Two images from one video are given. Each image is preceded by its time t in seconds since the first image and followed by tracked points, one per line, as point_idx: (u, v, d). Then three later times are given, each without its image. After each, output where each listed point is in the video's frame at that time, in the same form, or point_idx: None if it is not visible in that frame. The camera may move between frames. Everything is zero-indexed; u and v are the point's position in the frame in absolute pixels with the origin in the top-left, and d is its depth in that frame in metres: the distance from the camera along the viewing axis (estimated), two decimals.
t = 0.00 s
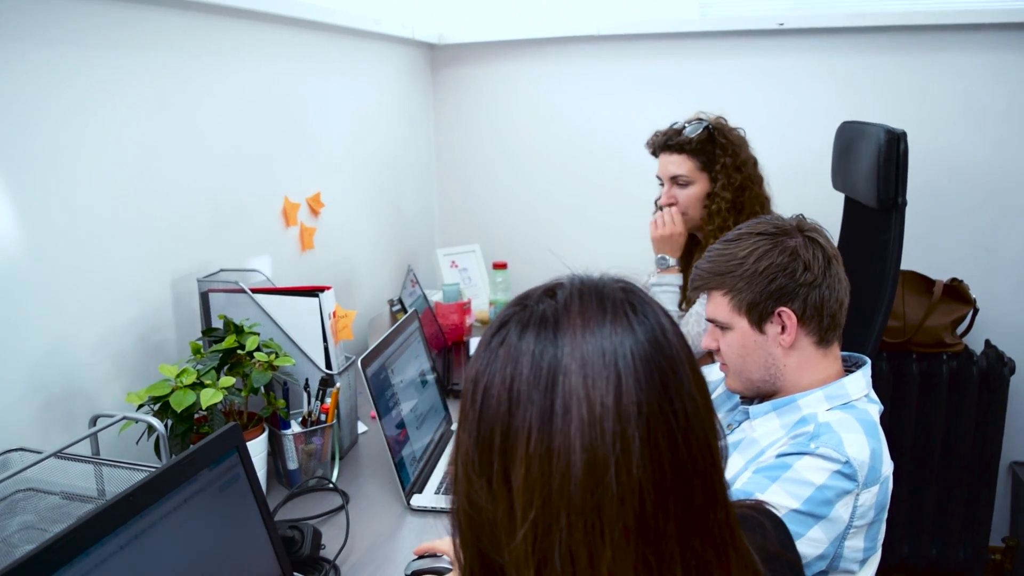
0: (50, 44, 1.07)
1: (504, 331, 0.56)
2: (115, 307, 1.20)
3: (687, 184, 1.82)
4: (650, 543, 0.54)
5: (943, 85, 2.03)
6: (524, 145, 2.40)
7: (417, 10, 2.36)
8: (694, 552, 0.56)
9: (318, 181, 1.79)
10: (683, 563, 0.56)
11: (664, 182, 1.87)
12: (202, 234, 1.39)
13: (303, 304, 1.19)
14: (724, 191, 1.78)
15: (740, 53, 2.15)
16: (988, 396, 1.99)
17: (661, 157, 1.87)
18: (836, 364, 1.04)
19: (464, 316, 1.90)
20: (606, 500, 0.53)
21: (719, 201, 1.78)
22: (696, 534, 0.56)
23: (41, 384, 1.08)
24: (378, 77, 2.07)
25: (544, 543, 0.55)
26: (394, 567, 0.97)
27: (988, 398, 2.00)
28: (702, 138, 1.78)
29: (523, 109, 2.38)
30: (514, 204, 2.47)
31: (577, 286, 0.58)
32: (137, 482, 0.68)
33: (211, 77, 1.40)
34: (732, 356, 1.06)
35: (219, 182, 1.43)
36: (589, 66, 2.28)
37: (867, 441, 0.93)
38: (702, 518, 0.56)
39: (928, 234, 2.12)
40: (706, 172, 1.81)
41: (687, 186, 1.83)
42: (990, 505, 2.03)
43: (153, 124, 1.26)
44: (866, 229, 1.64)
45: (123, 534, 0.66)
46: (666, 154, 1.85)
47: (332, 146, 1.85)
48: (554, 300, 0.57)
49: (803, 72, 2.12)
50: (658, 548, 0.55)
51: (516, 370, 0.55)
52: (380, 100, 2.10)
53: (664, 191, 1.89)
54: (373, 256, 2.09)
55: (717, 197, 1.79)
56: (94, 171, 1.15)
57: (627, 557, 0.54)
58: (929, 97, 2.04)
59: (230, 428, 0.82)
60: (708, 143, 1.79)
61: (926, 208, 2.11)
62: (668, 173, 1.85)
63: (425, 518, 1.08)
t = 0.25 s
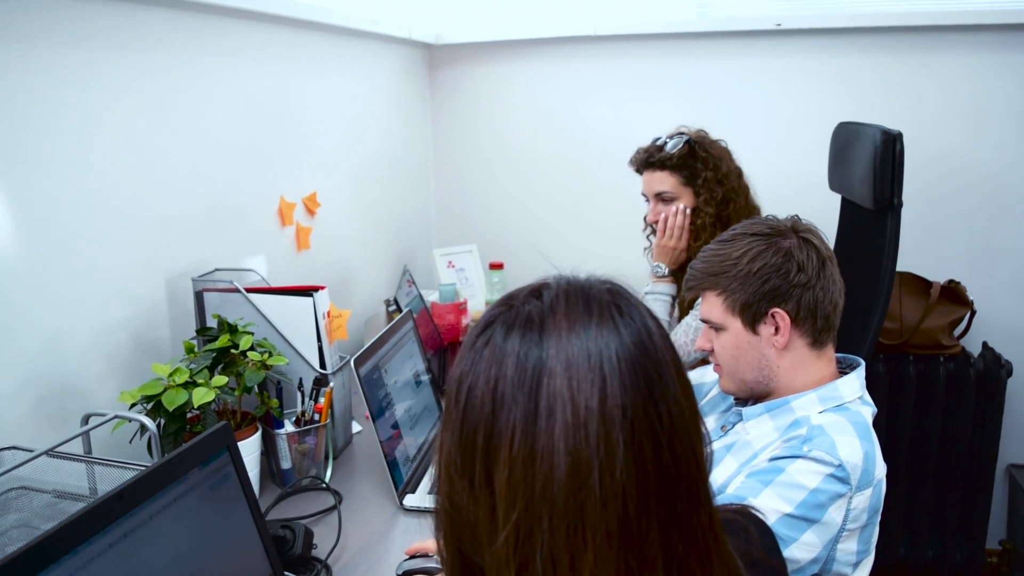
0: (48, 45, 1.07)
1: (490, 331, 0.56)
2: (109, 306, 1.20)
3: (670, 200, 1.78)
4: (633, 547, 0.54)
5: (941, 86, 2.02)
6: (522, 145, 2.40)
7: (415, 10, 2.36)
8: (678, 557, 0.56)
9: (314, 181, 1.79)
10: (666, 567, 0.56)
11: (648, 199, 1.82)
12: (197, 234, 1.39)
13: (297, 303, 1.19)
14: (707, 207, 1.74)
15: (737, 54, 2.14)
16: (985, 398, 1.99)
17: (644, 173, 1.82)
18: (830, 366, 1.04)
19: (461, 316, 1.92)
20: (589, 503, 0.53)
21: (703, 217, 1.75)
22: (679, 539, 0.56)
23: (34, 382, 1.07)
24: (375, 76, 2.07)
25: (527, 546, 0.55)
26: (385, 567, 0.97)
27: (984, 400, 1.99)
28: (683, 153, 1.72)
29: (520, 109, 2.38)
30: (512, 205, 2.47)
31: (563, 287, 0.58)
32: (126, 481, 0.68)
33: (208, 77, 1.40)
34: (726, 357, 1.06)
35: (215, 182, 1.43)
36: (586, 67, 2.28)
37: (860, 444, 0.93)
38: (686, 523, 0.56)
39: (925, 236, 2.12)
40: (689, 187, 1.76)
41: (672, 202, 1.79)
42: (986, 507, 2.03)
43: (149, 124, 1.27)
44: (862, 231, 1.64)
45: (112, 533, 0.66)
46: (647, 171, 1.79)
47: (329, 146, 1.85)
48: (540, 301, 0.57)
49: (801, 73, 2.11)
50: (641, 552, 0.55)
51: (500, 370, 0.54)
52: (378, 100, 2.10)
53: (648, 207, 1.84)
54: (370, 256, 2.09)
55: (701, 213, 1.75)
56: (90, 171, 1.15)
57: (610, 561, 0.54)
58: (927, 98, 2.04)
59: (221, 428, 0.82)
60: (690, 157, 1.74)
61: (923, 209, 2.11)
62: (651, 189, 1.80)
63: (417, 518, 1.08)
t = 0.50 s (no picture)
0: (47, 47, 1.07)
1: (478, 339, 0.56)
2: (106, 309, 1.20)
3: (665, 210, 1.77)
4: (622, 557, 0.54)
5: (941, 87, 2.02)
6: (521, 146, 2.40)
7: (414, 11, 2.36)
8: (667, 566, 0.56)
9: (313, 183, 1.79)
10: None
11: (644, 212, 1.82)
12: (195, 236, 1.39)
13: (294, 306, 1.19)
14: (701, 213, 1.74)
15: (737, 54, 2.14)
16: (985, 399, 1.99)
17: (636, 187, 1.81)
18: (828, 369, 1.04)
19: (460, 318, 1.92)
20: (578, 512, 0.53)
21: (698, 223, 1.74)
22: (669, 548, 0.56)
23: (31, 385, 1.07)
24: (374, 77, 2.07)
25: (516, 555, 0.54)
26: (383, 570, 0.97)
27: (984, 401, 1.99)
28: (671, 163, 1.72)
29: (519, 110, 2.37)
30: (511, 206, 2.46)
31: (552, 294, 0.58)
32: (120, 487, 0.68)
33: (206, 79, 1.40)
34: (724, 360, 1.06)
35: (214, 184, 1.43)
36: (585, 68, 2.27)
37: (859, 449, 0.93)
38: (676, 531, 0.56)
39: (924, 236, 2.12)
40: (682, 195, 1.76)
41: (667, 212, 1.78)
42: (986, 508, 2.02)
43: (148, 126, 1.27)
44: (862, 232, 1.64)
45: (106, 539, 0.66)
46: (638, 185, 1.79)
47: (328, 148, 1.85)
48: (528, 308, 0.57)
49: (800, 74, 2.11)
50: (631, 561, 0.55)
51: (488, 379, 0.54)
52: (377, 102, 2.10)
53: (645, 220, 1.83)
54: (369, 257, 2.09)
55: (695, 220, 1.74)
56: (87, 174, 1.15)
57: (599, 571, 0.54)
58: (927, 99, 2.04)
59: (216, 432, 0.81)
60: (679, 166, 1.74)
61: (923, 210, 2.10)
62: (646, 203, 1.79)
63: (414, 521, 1.07)
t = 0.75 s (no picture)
0: (31, 45, 1.06)
1: (468, 342, 0.55)
2: (89, 311, 1.18)
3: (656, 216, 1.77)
4: (615, 562, 0.54)
5: (926, 88, 2.04)
6: (509, 147, 2.40)
7: (401, 11, 2.35)
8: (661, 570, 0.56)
9: (299, 183, 1.77)
10: None
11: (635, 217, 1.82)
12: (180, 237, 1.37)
13: (281, 307, 1.18)
14: (690, 219, 1.74)
15: (724, 55, 2.15)
16: (970, 398, 2.00)
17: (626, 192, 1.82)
18: (817, 370, 1.04)
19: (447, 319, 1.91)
20: (571, 516, 0.52)
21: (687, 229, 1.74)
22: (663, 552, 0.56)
23: (13, 388, 1.05)
24: (361, 77, 2.06)
25: (509, 561, 0.54)
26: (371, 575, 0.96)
27: (970, 400, 2.01)
28: (661, 168, 1.73)
29: (507, 111, 2.37)
30: (499, 206, 2.46)
31: (542, 296, 0.57)
32: (104, 492, 0.66)
33: (192, 78, 1.39)
34: (713, 360, 1.06)
35: (200, 184, 1.42)
36: (573, 68, 2.27)
37: (849, 449, 0.93)
38: (670, 536, 0.56)
39: (910, 237, 2.13)
40: (673, 200, 1.76)
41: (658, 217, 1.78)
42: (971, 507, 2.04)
43: (133, 126, 1.25)
44: (849, 233, 1.64)
45: (90, 546, 0.65)
46: (629, 190, 1.80)
47: (314, 148, 1.84)
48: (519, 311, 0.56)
49: (787, 75, 2.12)
50: (624, 566, 0.54)
51: (480, 383, 0.53)
52: (364, 101, 2.08)
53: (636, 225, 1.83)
54: (356, 258, 2.08)
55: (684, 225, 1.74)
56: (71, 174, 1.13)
57: None
58: (913, 100, 2.05)
59: (202, 436, 0.80)
60: (669, 170, 1.74)
61: (908, 211, 2.12)
62: (637, 207, 1.80)
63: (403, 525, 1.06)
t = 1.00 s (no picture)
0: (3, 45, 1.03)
1: (470, 366, 0.53)
2: (64, 318, 1.15)
3: (639, 219, 1.77)
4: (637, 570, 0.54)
5: (901, 92, 2.06)
6: (488, 149, 2.38)
7: (379, 12, 2.33)
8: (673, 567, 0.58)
9: (278, 186, 1.75)
10: None
11: (618, 222, 1.82)
12: (157, 241, 1.35)
13: (261, 313, 1.16)
14: (675, 222, 1.74)
15: (701, 58, 2.16)
16: (947, 397, 2.03)
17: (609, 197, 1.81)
18: (802, 373, 1.04)
19: (426, 322, 1.89)
20: (598, 529, 0.52)
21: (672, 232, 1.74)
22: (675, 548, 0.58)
23: None
24: (338, 78, 2.04)
25: None
26: None
27: (947, 400, 2.03)
28: (645, 171, 1.73)
29: (486, 113, 2.36)
30: (479, 209, 2.44)
31: (533, 311, 0.57)
32: (84, 507, 0.64)
33: (169, 79, 1.36)
34: (700, 364, 1.06)
35: (177, 187, 1.39)
36: (553, 70, 2.27)
37: (837, 453, 0.93)
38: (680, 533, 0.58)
39: (886, 239, 2.16)
40: (656, 203, 1.76)
41: (641, 221, 1.78)
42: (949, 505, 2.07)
43: (108, 127, 1.22)
44: (829, 235, 1.66)
45: (71, 563, 0.62)
46: (611, 195, 1.79)
47: (293, 150, 1.81)
48: (515, 327, 0.55)
49: (765, 79, 2.13)
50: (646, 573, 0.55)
51: (493, 406, 0.52)
52: (342, 103, 2.06)
53: (620, 230, 1.83)
54: (335, 262, 2.05)
55: (669, 228, 1.74)
56: (45, 176, 1.10)
57: None
58: (888, 103, 2.08)
59: (183, 446, 0.78)
60: (652, 174, 1.74)
61: (885, 213, 2.14)
62: (620, 212, 1.79)
63: (388, 533, 1.05)
